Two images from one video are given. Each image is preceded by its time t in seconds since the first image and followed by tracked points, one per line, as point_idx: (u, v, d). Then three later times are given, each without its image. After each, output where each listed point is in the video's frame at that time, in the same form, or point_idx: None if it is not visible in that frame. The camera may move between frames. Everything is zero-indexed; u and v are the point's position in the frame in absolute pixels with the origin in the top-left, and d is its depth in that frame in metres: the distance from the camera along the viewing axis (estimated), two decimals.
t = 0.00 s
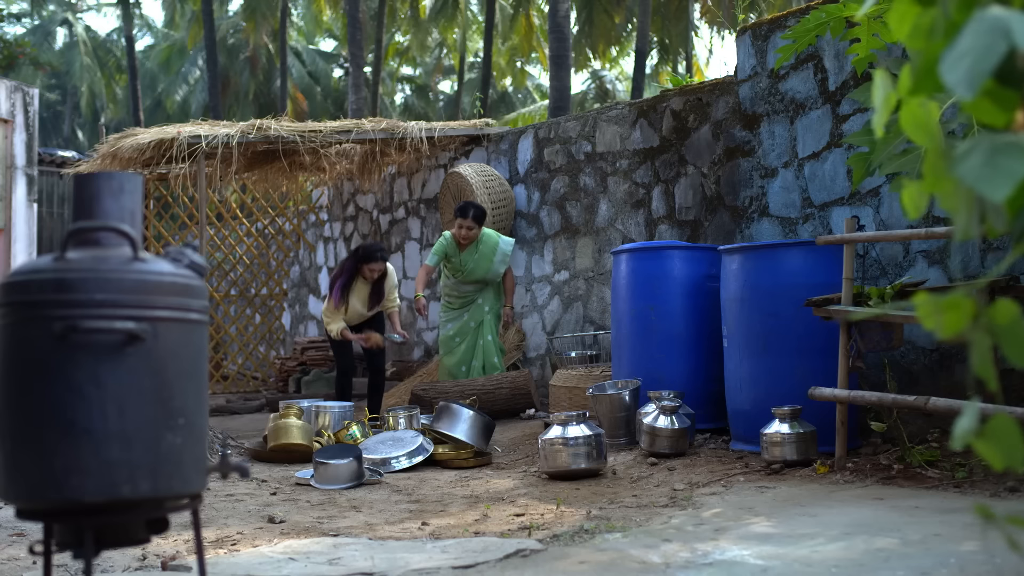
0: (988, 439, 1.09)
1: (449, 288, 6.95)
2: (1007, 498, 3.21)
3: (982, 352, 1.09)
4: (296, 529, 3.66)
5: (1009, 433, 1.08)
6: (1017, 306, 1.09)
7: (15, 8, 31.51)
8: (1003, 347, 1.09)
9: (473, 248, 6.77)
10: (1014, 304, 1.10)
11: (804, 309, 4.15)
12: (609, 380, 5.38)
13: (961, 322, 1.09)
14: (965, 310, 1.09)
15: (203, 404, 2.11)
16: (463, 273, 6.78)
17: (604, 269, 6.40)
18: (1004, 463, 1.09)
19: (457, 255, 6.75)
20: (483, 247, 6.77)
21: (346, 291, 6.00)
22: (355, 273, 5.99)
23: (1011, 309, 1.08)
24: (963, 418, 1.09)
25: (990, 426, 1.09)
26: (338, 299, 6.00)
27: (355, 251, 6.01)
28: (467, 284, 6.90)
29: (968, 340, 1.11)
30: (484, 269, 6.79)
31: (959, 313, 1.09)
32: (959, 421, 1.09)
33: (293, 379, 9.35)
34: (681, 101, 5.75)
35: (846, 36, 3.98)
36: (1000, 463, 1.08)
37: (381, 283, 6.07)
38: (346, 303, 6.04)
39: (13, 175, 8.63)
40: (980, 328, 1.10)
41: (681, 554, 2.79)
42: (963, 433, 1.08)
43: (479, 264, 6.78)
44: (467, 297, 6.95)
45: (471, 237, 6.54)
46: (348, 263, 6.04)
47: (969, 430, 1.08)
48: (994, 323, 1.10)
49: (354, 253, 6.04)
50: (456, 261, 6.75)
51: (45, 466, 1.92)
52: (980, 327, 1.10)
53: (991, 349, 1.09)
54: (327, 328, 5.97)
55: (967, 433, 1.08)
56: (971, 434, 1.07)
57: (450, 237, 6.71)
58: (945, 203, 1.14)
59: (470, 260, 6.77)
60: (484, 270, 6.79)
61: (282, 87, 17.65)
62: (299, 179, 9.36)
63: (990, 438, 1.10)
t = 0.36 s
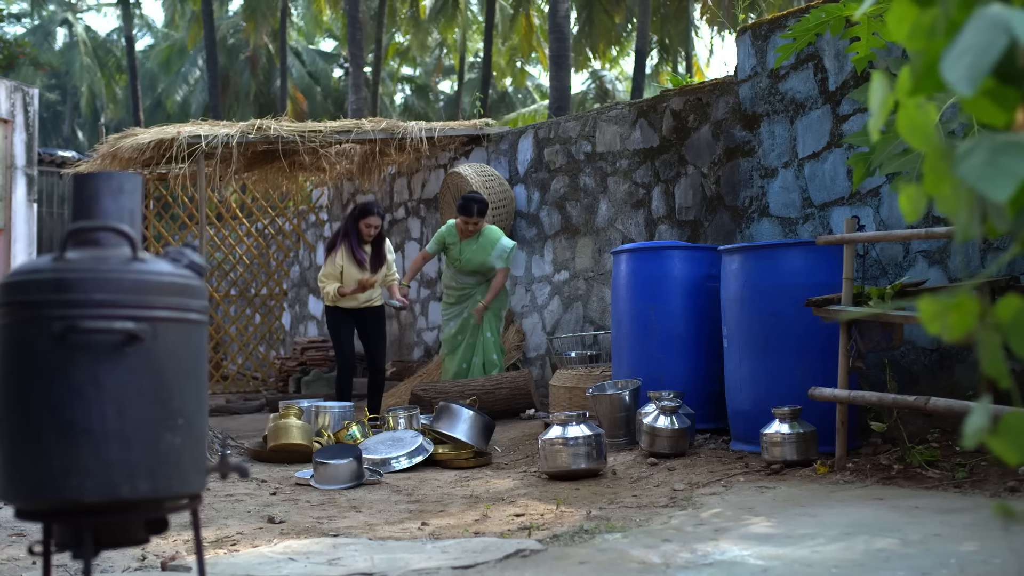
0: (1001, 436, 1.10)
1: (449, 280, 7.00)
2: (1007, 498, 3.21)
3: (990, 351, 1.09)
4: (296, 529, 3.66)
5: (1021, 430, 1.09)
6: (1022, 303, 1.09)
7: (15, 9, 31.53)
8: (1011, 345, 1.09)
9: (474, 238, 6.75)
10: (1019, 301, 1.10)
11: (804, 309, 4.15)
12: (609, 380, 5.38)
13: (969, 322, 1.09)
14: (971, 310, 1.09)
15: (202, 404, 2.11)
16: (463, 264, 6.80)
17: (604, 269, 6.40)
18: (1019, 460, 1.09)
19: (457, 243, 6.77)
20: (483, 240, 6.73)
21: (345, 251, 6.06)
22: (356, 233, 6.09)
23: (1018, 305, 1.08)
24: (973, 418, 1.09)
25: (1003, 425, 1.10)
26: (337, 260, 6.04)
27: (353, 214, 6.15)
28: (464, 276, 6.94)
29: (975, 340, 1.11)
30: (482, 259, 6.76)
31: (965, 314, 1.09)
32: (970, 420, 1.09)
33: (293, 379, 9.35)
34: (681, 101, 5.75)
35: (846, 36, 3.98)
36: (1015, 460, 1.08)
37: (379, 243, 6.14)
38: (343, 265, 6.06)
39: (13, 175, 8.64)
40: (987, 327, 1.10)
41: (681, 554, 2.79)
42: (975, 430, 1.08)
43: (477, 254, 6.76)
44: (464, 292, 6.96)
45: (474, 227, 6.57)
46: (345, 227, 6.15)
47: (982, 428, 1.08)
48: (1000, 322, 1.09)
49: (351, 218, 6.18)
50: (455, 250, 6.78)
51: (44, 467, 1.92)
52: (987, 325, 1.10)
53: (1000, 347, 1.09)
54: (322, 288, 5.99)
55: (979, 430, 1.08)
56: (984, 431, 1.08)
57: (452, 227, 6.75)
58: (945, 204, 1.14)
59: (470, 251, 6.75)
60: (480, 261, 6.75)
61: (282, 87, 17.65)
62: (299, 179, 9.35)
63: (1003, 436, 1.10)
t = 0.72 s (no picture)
0: (978, 435, 1.10)
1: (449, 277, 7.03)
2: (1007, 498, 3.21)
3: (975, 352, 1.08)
4: (295, 529, 3.65)
5: (1000, 432, 1.08)
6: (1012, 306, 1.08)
7: (15, 9, 31.54)
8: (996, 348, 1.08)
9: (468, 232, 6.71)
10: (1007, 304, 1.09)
11: (804, 309, 4.14)
12: (609, 380, 5.38)
13: (954, 321, 1.08)
14: (958, 309, 1.08)
15: (200, 404, 2.10)
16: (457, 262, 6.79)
17: (604, 269, 6.39)
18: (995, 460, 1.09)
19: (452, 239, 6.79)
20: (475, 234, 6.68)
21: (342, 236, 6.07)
22: (352, 217, 6.12)
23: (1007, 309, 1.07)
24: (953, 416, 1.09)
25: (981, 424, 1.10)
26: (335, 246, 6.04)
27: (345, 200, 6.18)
28: (458, 272, 6.94)
29: (960, 339, 1.10)
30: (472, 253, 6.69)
31: (952, 313, 1.08)
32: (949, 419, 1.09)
33: (293, 379, 9.34)
34: (681, 101, 5.75)
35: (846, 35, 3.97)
36: (995, 462, 1.08)
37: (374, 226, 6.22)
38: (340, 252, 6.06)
39: (13, 175, 8.63)
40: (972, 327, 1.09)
41: (681, 555, 2.78)
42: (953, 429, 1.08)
43: (468, 248, 6.70)
44: (460, 290, 7.00)
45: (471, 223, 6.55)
46: (339, 214, 6.16)
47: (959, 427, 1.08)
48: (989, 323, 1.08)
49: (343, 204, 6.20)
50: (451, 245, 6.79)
51: (42, 467, 1.91)
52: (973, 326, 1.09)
53: (982, 349, 1.09)
54: (323, 272, 5.95)
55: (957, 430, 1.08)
56: (963, 430, 1.10)
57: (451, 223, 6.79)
58: (941, 204, 1.14)
59: (463, 247, 6.72)
60: (472, 256, 6.72)
61: (282, 87, 17.64)
62: (299, 179, 9.34)
63: (982, 436, 1.10)
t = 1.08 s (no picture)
0: (960, 438, 1.09)
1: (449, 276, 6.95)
2: (1008, 499, 3.20)
3: (961, 355, 1.07)
4: (294, 530, 3.64)
5: (980, 435, 1.08)
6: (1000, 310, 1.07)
7: (14, 9, 31.55)
8: (983, 352, 1.07)
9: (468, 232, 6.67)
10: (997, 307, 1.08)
11: (804, 309, 4.14)
12: (609, 380, 5.37)
13: (942, 323, 1.07)
14: (944, 311, 1.08)
15: (198, 404, 2.10)
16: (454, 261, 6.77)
17: (604, 269, 6.39)
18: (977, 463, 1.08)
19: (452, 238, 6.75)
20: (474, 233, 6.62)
21: (343, 233, 6.08)
22: (350, 215, 6.14)
23: (995, 312, 1.06)
24: (935, 416, 1.09)
25: (965, 427, 1.09)
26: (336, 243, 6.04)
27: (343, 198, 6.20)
28: (456, 271, 6.85)
29: (947, 341, 1.09)
30: (471, 254, 6.62)
31: (938, 314, 1.07)
32: (931, 420, 1.09)
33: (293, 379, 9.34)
34: (681, 101, 5.74)
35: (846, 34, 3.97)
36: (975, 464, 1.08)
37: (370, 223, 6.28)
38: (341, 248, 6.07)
39: (13, 175, 8.62)
40: (960, 329, 1.08)
41: (681, 556, 2.78)
42: (934, 430, 1.07)
43: (467, 248, 6.64)
44: (458, 289, 6.91)
45: (472, 223, 6.55)
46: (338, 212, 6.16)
47: (941, 428, 1.07)
48: (976, 326, 1.08)
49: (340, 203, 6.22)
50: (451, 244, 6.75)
51: (40, 468, 1.90)
52: (960, 328, 1.08)
53: (970, 352, 1.07)
54: (327, 270, 5.93)
55: (938, 430, 1.07)
56: (944, 433, 1.07)
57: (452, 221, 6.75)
58: (940, 203, 1.13)
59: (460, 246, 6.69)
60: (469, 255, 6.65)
61: (282, 86, 17.63)
62: (299, 179, 9.33)
63: (963, 437, 1.10)
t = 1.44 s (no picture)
0: (970, 440, 1.09)
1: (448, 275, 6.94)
2: (1008, 500, 3.19)
3: (969, 357, 1.06)
4: (294, 531, 3.63)
5: (990, 437, 1.07)
6: (1007, 310, 1.06)
7: (14, 9, 31.55)
8: (991, 352, 1.07)
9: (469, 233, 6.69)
10: (1002, 306, 1.07)
11: (804, 309, 4.13)
12: (608, 380, 5.36)
13: (949, 323, 1.07)
14: (953, 311, 1.07)
15: (196, 405, 2.09)
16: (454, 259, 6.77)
17: (604, 269, 6.38)
18: (987, 466, 1.08)
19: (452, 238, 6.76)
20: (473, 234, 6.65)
21: (356, 231, 6.07)
22: (361, 214, 6.12)
23: (1002, 313, 1.05)
24: (945, 419, 1.08)
25: (974, 429, 1.08)
26: (350, 241, 6.03)
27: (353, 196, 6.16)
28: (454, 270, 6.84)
29: (954, 342, 1.09)
30: (471, 255, 6.66)
31: (946, 314, 1.06)
32: (941, 423, 1.08)
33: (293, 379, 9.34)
34: (681, 101, 5.73)
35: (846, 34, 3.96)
36: (984, 467, 1.07)
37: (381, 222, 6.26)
38: (353, 247, 6.06)
39: (12, 175, 8.61)
40: (967, 329, 1.07)
41: (681, 557, 2.77)
42: (945, 434, 1.07)
43: (467, 249, 6.68)
44: (457, 288, 6.90)
45: (468, 223, 6.55)
46: (349, 210, 6.14)
47: (952, 432, 1.07)
48: (984, 326, 1.07)
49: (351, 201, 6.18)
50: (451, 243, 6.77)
51: (37, 469, 1.90)
52: (967, 328, 1.08)
53: (977, 352, 1.06)
54: (340, 271, 5.91)
55: (949, 434, 1.07)
56: (954, 435, 1.07)
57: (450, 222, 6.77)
58: (940, 203, 1.12)
59: (461, 245, 6.70)
60: (470, 255, 6.68)
61: (282, 86, 17.61)
62: (299, 179, 9.32)
63: (971, 439, 1.09)
